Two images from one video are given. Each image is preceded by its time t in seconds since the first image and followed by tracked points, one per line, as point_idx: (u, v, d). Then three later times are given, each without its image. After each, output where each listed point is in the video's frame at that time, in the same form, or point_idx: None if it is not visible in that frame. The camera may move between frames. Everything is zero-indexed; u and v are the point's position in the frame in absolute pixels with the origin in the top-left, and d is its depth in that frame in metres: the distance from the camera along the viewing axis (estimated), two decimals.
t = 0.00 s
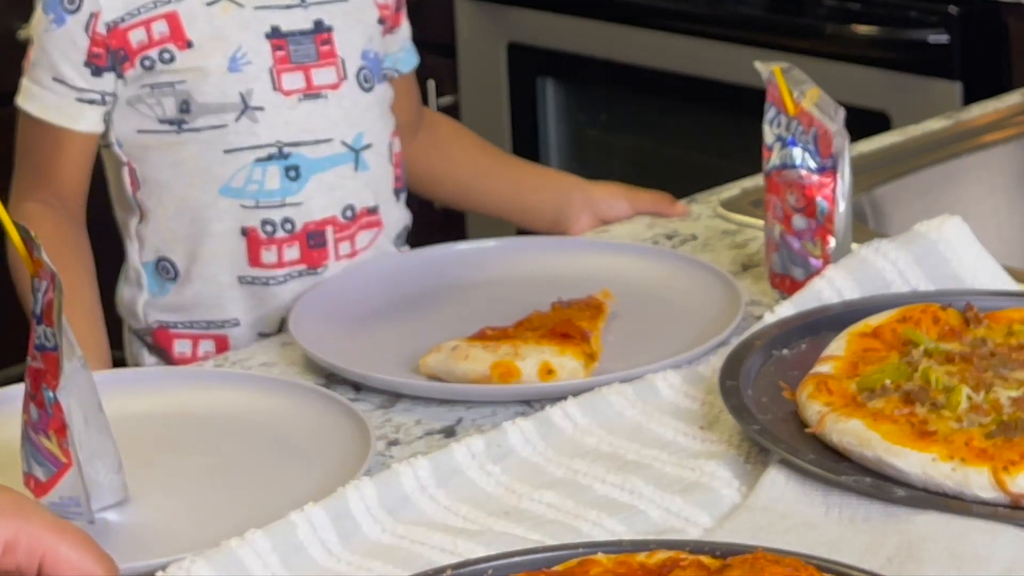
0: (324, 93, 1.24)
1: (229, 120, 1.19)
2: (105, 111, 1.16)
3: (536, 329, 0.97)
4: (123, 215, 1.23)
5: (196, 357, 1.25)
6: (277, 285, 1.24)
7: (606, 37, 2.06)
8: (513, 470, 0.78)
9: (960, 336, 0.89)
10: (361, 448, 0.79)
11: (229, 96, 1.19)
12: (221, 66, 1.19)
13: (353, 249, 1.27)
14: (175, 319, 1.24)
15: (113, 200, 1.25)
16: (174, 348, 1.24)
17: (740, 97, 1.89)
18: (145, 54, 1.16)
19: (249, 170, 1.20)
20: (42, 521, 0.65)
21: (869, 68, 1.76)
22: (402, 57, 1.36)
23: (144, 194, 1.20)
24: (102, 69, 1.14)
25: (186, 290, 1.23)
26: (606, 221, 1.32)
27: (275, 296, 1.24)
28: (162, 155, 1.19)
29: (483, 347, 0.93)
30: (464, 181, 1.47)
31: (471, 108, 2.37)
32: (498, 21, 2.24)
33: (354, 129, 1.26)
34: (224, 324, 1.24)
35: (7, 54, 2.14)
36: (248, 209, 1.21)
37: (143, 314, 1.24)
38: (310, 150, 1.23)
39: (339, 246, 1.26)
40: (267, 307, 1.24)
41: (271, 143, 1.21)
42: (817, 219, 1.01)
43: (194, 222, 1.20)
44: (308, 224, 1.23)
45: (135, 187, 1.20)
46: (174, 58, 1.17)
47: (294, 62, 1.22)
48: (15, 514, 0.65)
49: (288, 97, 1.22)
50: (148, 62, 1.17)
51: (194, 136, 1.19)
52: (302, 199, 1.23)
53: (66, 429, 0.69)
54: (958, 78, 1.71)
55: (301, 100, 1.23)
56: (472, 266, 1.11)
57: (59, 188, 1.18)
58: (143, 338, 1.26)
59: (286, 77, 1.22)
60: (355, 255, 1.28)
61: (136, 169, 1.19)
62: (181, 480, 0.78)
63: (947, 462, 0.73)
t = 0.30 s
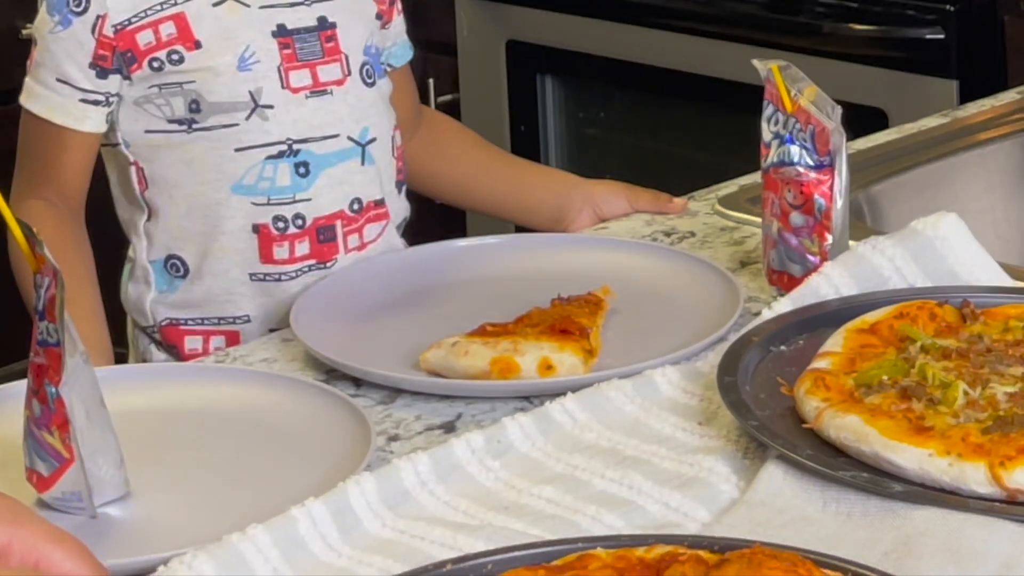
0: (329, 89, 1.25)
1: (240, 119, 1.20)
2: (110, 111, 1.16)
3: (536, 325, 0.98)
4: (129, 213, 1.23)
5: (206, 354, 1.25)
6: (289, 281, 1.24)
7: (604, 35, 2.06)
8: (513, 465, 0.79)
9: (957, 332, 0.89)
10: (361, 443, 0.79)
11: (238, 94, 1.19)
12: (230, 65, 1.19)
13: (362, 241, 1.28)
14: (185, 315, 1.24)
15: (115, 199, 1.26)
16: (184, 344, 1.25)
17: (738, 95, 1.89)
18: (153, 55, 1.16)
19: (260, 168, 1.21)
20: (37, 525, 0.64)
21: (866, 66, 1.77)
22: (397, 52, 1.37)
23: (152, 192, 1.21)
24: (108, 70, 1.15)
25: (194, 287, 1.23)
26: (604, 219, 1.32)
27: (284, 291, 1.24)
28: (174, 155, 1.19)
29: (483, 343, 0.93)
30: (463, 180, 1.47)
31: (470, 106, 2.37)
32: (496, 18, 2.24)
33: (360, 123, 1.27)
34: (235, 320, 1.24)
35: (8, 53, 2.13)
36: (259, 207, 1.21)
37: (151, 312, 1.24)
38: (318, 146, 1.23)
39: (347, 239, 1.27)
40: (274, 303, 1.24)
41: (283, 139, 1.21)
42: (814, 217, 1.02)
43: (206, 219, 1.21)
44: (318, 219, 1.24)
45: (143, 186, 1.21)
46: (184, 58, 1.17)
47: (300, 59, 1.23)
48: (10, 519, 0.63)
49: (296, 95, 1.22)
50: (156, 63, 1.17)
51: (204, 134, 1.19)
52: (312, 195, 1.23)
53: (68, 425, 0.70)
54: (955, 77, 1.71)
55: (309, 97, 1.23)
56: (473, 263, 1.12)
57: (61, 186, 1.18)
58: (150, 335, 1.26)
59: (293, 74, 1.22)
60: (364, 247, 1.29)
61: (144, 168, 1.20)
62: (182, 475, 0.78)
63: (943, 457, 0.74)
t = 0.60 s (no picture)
0: (328, 90, 1.25)
1: (237, 121, 1.20)
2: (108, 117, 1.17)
3: (537, 325, 0.98)
4: (131, 215, 1.23)
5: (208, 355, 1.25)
6: (290, 282, 1.24)
7: (604, 35, 2.06)
8: (513, 466, 0.79)
9: (957, 333, 0.89)
10: (361, 444, 0.79)
11: (236, 96, 1.19)
12: (227, 67, 1.19)
13: (362, 240, 1.28)
14: (186, 318, 1.24)
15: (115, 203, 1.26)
16: (186, 346, 1.25)
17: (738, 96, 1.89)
18: (149, 61, 1.16)
19: (259, 170, 1.21)
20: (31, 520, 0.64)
21: (866, 67, 1.77)
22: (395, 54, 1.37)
23: (152, 195, 1.21)
24: (105, 77, 1.15)
25: (196, 288, 1.23)
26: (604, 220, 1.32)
27: (285, 292, 1.24)
28: (172, 157, 1.19)
29: (483, 343, 0.93)
30: (464, 181, 1.47)
31: (469, 106, 2.37)
32: (496, 17, 2.24)
33: (359, 123, 1.27)
34: (236, 322, 1.25)
35: (8, 54, 2.13)
36: (259, 208, 1.21)
37: (151, 315, 1.24)
38: (318, 146, 1.23)
39: (349, 239, 1.26)
40: (276, 305, 1.24)
41: (283, 141, 1.22)
42: (814, 217, 1.02)
43: (206, 221, 1.21)
44: (318, 219, 1.24)
45: (144, 189, 1.21)
46: (179, 63, 1.17)
47: (297, 61, 1.23)
48: (7, 515, 0.63)
49: (293, 96, 1.22)
50: (152, 68, 1.17)
51: (202, 138, 1.19)
52: (312, 195, 1.23)
53: (68, 425, 0.70)
54: (955, 77, 1.71)
55: (306, 98, 1.23)
56: (473, 263, 1.12)
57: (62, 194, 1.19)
58: (151, 336, 1.26)
59: (290, 75, 1.22)
60: (365, 246, 1.29)
61: (144, 173, 1.20)
62: (182, 475, 0.78)
63: (944, 458, 0.74)
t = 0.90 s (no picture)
0: (332, 94, 1.24)
1: (240, 125, 1.19)
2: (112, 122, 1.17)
3: (539, 329, 0.97)
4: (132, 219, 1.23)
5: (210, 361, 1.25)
6: (293, 287, 1.24)
7: (609, 38, 2.06)
8: (513, 470, 0.78)
9: (961, 336, 0.88)
10: (362, 447, 0.79)
11: (238, 99, 1.19)
12: (230, 70, 1.19)
13: (365, 246, 1.27)
14: (189, 324, 1.24)
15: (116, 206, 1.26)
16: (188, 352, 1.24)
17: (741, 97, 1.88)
18: (151, 65, 1.16)
19: (263, 173, 1.20)
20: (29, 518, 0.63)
21: (870, 69, 1.76)
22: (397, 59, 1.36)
23: (153, 200, 1.21)
24: (108, 82, 1.14)
25: (197, 293, 1.22)
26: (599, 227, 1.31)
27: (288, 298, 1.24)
28: (175, 160, 1.19)
29: (484, 347, 0.93)
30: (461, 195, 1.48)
31: (471, 108, 2.37)
32: (499, 20, 2.24)
33: (362, 128, 1.26)
34: (239, 328, 1.24)
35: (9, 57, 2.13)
36: (262, 212, 1.21)
37: (154, 321, 1.24)
38: (322, 151, 1.23)
39: (351, 244, 1.26)
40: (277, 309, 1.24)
41: (286, 144, 1.21)
42: (817, 220, 1.01)
43: (207, 225, 1.20)
44: (321, 224, 1.23)
45: (146, 195, 1.21)
46: (182, 68, 1.17)
47: (301, 64, 1.22)
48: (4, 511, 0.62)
49: (296, 100, 1.22)
50: (155, 74, 1.16)
51: (206, 141, 1.19)
52: (315, 199, 1.23)
53: (67, 429, 0.69)
54: (959, 78, 1.71)
55: (310, 102, 1.22)
56: (474, 266, 1.11)
57: (64, 199, 1.19)
58: (154, 343, 1.25)
59: (294, 79, 1.22)
60: (367, 252, 1.28)
61: (146, 177, 1.20)
62: (181, 479, 0.78)
63: (948, 462, 0.73)
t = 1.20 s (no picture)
0: (339, 93, 1.24)
1: (246, 122, 1.19)
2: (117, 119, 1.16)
3: (541, 330, 0.97)
4: (138, 216, 1.23)
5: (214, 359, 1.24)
6: (296, 286, 1.23)
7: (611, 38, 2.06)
8: (513, 470, 0.78)
9: (961, 336, 0.88)
10: (362, 447, 0.79)
11: (243, 98, 1.19)
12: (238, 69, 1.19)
13: (372, 247, 1.27)
14: (194, 322, 1.23)
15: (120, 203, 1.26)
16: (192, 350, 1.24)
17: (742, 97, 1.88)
18: (159, 63, 1.16)
19: (269, 171, 1.20)
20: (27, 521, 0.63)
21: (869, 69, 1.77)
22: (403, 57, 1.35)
23: (160, 197, 1.20)
24: (114, 79, 1.14)
25: (200, 291, 1.22)
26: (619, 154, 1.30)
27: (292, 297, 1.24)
28: (180, 157, 1.19)
29: (488, 348, 0.93)
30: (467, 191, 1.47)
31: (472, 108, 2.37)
32: (499, 20, 2.24)
33: (371, 127, 1.26)
34: (242, 327, 1.23)
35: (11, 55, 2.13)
36: (267, 210, 1.21)
37: (159, 319, 1.23)
38: (328, 151, 1.23)
39: (357, 245, 1.26)
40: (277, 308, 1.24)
41: (291, 142, 1.21)
42: (816, 220, 1.01)
43: (209, 223, 1.20)
44: (328, 223, 1.23)
45: (152, 191, 1.20)
46: (190, 65, 1.17)
47: (308, 62, 1.22)
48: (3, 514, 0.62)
49: (304, 98, 1.22)
50: (162, 70, 1.16)
51: (211, 138, 1.19)
52: (320, 199, 1.23)
53: (67, 429, 0.70)
54: (959, 77, 1.71)
55: (317, 101, 1.22)
56: (475, 266, 1.11)
57: (71, 196, 1.18)
58: (159, 341, 1.25)
59: (301, 78, 1.22)
60: (373, 253, 1.28)
61: (153, 174, 1.20)
62: (181, 479, 0.78)
63: (947, 462, 0.73)
